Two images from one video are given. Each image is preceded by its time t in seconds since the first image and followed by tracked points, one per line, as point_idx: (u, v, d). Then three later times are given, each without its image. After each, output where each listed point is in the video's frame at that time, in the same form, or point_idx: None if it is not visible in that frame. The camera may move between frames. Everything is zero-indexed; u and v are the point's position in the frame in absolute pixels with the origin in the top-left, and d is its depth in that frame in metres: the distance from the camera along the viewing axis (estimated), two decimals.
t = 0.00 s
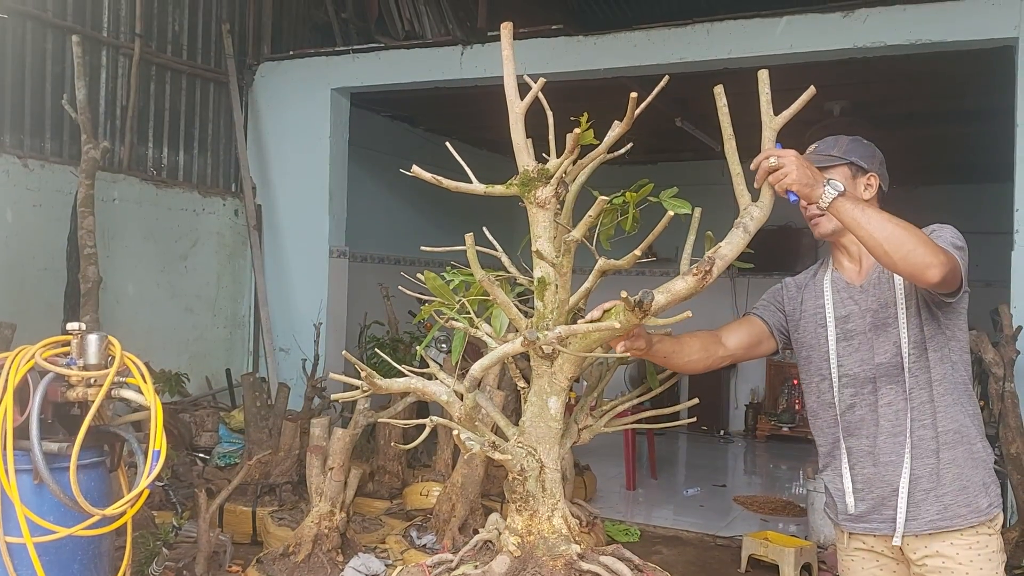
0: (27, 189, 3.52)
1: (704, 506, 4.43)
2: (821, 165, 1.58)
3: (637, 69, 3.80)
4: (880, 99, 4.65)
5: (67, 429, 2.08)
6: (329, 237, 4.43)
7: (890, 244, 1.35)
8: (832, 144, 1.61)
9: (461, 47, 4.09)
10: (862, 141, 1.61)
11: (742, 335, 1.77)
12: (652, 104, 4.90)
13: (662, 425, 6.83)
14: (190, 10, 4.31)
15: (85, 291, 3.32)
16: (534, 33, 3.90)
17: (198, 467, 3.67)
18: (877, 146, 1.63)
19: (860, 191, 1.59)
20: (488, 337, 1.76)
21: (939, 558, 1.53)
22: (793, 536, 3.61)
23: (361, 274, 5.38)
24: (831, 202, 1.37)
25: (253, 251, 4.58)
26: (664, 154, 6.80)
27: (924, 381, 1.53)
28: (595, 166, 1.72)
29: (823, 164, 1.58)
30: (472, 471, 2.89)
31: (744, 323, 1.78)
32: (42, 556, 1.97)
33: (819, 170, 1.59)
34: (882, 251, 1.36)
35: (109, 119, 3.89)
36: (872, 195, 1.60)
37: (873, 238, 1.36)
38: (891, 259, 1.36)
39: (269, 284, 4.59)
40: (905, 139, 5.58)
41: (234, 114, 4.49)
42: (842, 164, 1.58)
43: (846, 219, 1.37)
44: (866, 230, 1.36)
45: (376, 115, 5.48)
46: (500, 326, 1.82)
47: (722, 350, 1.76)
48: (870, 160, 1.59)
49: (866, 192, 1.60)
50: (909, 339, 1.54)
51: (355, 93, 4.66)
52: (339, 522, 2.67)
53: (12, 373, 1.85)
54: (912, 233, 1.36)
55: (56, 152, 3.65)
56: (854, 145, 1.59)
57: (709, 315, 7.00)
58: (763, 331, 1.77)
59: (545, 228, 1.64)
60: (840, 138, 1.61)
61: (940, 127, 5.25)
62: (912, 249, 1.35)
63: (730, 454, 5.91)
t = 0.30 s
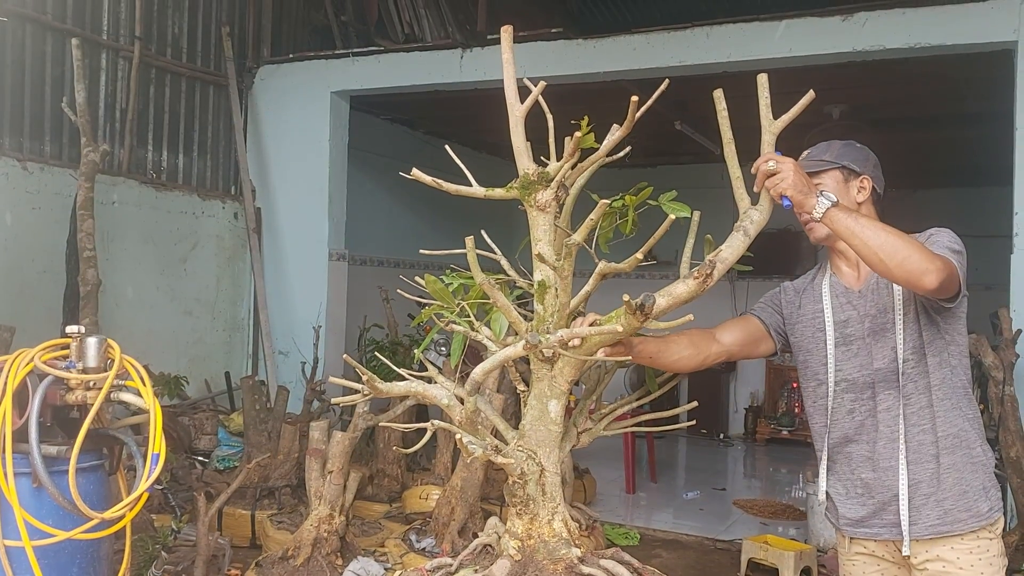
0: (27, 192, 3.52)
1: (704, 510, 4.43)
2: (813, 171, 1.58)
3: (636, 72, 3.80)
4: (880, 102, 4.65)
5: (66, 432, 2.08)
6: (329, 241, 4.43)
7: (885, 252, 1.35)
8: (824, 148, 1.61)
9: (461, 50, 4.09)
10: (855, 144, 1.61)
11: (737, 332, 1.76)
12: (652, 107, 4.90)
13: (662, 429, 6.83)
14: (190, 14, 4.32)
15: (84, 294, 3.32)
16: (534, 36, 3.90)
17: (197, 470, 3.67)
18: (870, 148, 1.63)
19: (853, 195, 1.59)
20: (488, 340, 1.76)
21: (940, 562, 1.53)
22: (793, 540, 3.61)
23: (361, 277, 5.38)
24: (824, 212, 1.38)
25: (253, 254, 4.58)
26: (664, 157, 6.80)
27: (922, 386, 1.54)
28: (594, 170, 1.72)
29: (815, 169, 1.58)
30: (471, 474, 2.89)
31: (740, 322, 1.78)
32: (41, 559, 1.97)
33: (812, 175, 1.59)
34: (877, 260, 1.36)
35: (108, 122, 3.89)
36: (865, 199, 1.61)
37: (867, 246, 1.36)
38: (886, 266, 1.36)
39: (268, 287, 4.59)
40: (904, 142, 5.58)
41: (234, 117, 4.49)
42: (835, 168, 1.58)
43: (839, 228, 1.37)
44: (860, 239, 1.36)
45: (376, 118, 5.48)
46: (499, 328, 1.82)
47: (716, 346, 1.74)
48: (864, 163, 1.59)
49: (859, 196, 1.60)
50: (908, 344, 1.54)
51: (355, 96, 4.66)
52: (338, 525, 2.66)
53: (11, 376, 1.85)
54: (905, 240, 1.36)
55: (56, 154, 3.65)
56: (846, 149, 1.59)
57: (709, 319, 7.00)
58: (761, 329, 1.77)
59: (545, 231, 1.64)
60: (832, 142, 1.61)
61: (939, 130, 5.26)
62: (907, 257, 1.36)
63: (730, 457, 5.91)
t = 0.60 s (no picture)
0: (26, 195, 3.52)
1: (704, 513, 4.43)
2: (818, 172, 1.58)
3: (635, 76, 3.81)
4: (878, 106, 4.66)
5: (65, 436, 2.07)
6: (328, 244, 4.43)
7: (883, 259, 1.36)
8: (830, 151, 1.62)
9: (460, 54, 4.10)
10: (861, 147, 1.61)
11: (747, 344, 1.76)
12: (651, 110, 4.91)
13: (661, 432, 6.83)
14: (190, 18, 4.32)
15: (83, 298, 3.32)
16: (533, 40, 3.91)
17: (197, 473, 3.67)
18: (876, 153, 1.64)
19: (857, 198, 1.60)
20: (488, 344, 1.75)
21: (938, 567, 1.53)
22: (793, 543, 3.61)
23: (360, 280, 5.38)
24: (822, 220, 1.38)
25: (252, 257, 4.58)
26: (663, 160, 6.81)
27: (921, 390, 1.54)
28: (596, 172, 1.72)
29: (820, 171, 1.58)
30: (471, 478, 2.89)
31: (748, 332, 1.78)
32: (41, 563, 1.96)
33: (817, 177, 1.59)
34: (875, 267, 1.36)
35: (108, 126, 3.89)
36: (870, 203, 1.61)
37: (866, 252, 1.36)
38: (885, 274, 1.36)
39: (268, 290, 4.59)
40: (903, 146, 5.59)
41: (234, 120, 4.49)
42: (840, 170, 1.58)
43: (838, 235, 1.37)
44: (859, 246, 1.37)
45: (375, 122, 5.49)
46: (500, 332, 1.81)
47: (727, 360, 1.75)
48: (868, 166, 1.59)
49: (862, 199, 1.60)
50: (907, 348, 1.54)
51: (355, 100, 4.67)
52: (337, 529, 2.66)
53: (11, 379, 1.86)
54: (903, 247, 1.36)
55: (55, 158, 3.65)
56: (852, 152, 1.59)
57: (707, 324, 6.98)
58: (769, 338, 1.76)
59: (546, 235, 1.64)
60: (838, 146, 1.62)
61: (938, 134, 5.26)
62: (906, 263, 1.36)
63: (729, 460, 5.91)
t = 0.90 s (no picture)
0: (25, 198, 3.52)
1: (703, 516, 4.42)
2: (817, 175, 1.58)
3: (634, 79, 3.82)
4: (876, 110, 4.67)
5: (64, 438, 2.07)
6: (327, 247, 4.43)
7: (879, 264, 1.36)
8: (828, 154, 1.62)
9: (459, 57, 4.10)
10: (860, 151, 1.62)
11: (748, 353, 1.76)
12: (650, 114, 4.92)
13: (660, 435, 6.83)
14: (189, 21, 4.33)
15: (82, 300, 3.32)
16: (532, 44, 3.92)
17: (195, 476, 3.67)
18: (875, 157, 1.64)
19: (854, 202, 1.60)
20: (487, 347, 1.75)
21: (933, 569, 1.53)
22: (792, 546, 3.61)
23: (358, 283, 5.38)
24: (818, 226, 1.39)
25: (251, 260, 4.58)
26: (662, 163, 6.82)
27: (915, 393, 1.54)
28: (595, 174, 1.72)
29: (818, 174, 1.59)
30: (469, 481, 2.90)
31: (747, 340, 1.78)
32: (39, 566, 1.96)
33: (815, 180, 1.59)
34: (871, 271, 1.37)
35: (107, 129, 3.90)
36: (867, 206, 1.61)
37: (861, 257, 1.37)
38: (881, 279, 1.37)
39: (267, 294, 4.59)
40: (901, 149, 5.60)
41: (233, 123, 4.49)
42: (837, 173, 1.59)
43: (833, 240, 1.38)
44: (854, 251, 1.37)
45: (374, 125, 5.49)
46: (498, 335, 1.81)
47: (730, 370, 1.75)
48: (866, 170, 1.60)
49: (860, 203, 1.60)
50: (902, 350, 1.55)
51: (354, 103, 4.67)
52: (335, 532, 2.66)
53: (9, 382, 1.86)
54: (899, 251, 1.37)
55: (54, 161, 3.65)
56: (850, 156, 1.60)
57: (706, 328, 6.98)
58: (769, 345, 1.77)
59: (544, 238, 1.64)
60: (837, 149, 1.62)
61: (936, 137, 5.27)
62: (902, 268, 1.36)
63: (728, 463, 5.91)
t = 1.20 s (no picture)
0: (24, 201, 3.52)
1: (702, 519, 4.42)
2: (814, 177, 1.58)
3: (633, 82, 3.82)
4: (875, 113, 4.68)
5: (63, 441, 2.07)
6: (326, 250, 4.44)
7: (879, 268, 1.36)
8: (824, 157, 1.63)
9: (459, 60, 4.11)
10: (856, 155, 1.62)
11: (748, 364, 1.76)
12: (649, 117, 4.92)
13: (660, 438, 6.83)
14: (189, 24, 4.34)
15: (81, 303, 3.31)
16: (531, 47, 3.93)
17: (194, 479, 3.67)
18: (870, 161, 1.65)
19: (850, 205, 1.60)
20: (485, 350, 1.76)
21: (926, 571, 1.53)
22: (791, 549, 3.61)
23: (357, 286, 5.38)
24: (818, 230, 1.39)
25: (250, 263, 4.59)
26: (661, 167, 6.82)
27: (908, 395, 1.54)
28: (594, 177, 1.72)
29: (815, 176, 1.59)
30: (468, 484, 2.89)
31: (746, 350, 1.78)
32: (37, 569, 1.96)
33: (811, 182, 1.60)
34: (870, 276, 1.37)
35: (106, 132, 3.90)
36: (863, 210, 1.62)
37: (860, 262, 1.37)
38: (880, 283, 1.37)
39: (266, 297, 4.59)
40: (900, 153, 5.61)
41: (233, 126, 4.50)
42: (835, 176, 1.59)
43: (832, 245, 1.38)
44: (854, 256, 1.37)
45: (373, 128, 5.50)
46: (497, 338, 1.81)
47: (732, 381, 1.75)
48: (862, 173, 1.60)
49: (856, 206, 1.61)
50: (895, 353, 1.55)
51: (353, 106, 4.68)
52: (335, 535, 2.66)
53: (8, 385, 1.86)
54: (897, 256, 1.37)
55: (54, 164, 3.65)
56: (846, 159, 1.61)
57: (705, 331, 6.99)
58: (767, 354, 1.77)
59: (542, 240, 1.64)
60: (832, 152, 1.63)
61: (935, 140, 5.28)
62: (900, 273, 1.36)
63: (727, 466, 5.90)
